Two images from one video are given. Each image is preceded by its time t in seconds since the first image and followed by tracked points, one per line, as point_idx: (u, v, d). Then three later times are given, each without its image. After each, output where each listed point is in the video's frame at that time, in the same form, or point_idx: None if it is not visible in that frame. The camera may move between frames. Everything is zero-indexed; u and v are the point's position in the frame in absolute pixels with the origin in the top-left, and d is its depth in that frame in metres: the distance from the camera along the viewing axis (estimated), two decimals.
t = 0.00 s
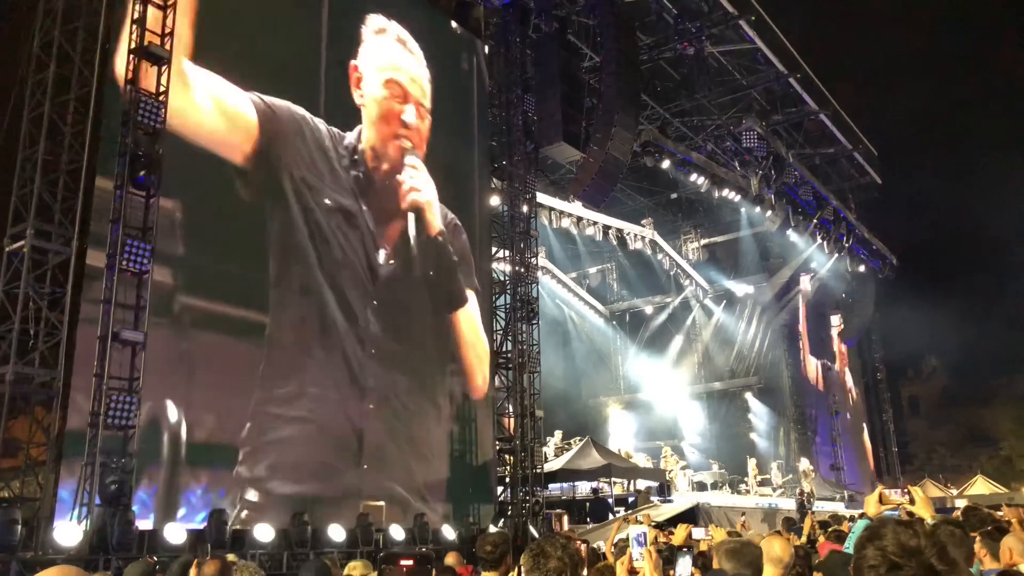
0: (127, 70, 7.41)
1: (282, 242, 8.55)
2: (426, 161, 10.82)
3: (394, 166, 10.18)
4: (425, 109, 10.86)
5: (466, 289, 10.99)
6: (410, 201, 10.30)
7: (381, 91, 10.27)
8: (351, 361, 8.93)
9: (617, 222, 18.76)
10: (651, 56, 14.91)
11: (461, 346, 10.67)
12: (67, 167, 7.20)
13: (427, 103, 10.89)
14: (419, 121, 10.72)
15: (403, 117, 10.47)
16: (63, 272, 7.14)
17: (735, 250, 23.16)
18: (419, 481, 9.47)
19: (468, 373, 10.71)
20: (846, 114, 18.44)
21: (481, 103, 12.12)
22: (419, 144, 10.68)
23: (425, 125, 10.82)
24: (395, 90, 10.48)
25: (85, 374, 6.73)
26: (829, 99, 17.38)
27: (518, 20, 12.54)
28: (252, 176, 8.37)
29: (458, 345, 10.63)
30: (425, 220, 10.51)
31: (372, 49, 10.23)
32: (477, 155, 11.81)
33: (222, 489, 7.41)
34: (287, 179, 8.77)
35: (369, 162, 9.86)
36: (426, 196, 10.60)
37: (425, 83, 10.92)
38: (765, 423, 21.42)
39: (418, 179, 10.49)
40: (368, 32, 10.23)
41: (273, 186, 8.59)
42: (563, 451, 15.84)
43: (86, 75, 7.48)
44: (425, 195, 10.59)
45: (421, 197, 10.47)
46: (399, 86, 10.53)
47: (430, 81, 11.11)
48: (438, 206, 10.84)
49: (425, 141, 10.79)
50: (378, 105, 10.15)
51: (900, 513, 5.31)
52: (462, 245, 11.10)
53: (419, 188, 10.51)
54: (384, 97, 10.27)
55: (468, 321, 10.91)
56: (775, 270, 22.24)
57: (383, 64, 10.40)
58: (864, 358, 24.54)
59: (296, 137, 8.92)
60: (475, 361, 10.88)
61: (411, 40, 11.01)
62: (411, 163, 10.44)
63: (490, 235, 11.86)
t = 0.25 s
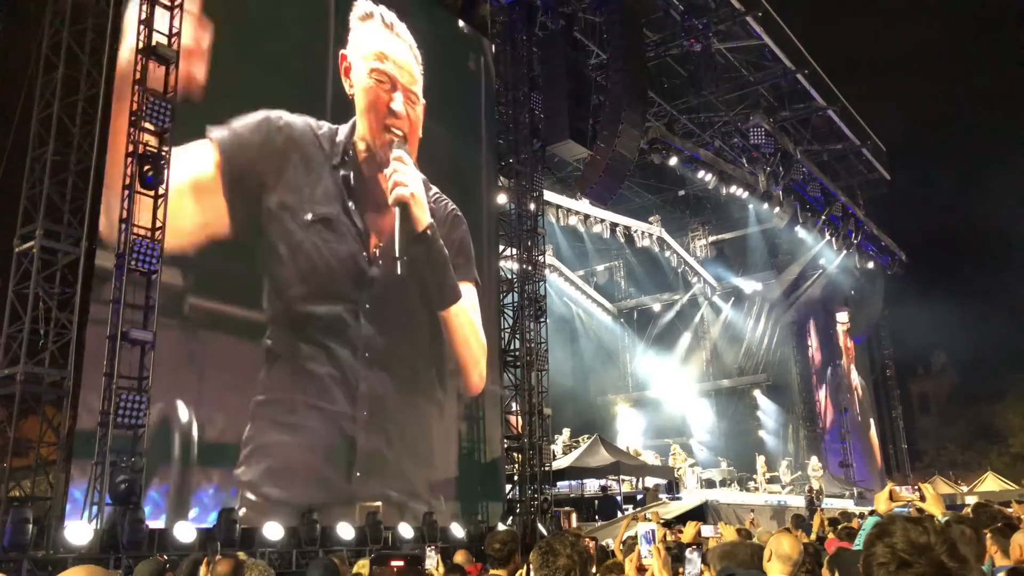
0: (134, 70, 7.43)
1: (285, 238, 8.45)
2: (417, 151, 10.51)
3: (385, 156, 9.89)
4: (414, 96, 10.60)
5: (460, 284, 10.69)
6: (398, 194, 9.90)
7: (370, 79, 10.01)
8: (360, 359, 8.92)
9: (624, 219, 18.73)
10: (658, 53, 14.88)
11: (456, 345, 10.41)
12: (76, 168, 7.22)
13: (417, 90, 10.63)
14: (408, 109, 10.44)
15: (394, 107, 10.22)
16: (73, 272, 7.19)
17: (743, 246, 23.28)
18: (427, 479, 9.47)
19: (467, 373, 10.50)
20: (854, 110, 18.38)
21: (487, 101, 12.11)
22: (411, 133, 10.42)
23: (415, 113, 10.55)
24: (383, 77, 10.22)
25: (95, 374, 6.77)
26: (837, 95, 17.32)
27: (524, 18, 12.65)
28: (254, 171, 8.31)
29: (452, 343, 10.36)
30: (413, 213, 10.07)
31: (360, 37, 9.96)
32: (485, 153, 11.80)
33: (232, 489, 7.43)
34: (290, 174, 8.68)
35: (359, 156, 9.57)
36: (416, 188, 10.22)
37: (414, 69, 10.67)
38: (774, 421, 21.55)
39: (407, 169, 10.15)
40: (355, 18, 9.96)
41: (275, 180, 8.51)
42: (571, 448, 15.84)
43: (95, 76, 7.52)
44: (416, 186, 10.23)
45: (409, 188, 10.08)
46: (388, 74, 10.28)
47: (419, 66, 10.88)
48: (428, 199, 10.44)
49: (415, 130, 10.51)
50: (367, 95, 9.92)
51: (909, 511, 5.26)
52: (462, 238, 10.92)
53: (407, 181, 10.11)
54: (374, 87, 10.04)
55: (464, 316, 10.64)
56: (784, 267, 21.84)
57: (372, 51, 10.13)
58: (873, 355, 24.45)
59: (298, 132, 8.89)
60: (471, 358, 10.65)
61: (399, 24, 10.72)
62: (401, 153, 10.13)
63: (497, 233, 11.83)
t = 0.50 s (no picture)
0: (136, 74, 7.46)
1: (289, 238, 8.52)
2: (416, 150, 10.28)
3: (382, 158, 9.70)
4: (412, 94, 10.23)
5: (462, 280, 10.66)
6: (397, 195, 9.71)
7: (367, 79, 9.74)
8: (364, 362, 8.91)
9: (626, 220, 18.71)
10: (660, 54, 14.86)
11: (459, 340, 10.37)
12: (79, 172, 7.24)
13: (415, 87, 10.27)
14: (407, 107, 10.12)
15: (394, 107, 9.91)
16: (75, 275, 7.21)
17: (746, 247, 23.19)
18: (430, 480, 9.46)
19: (468, 368, 10.46)
20: (856, 110, 18.37)
21: (489, 102, 12.10)
22: (411, 133, 10.14)
23: (414, 112, 10.24)
24: (381, 77, 9.89)
25: (98, 377, 6.79)
26: (839, 95, 17.31)
27: (525, 19, 12.52)
28: (265, 175, 8.46)
29: (455, 338, 10.31)
30: (413, 213, 9.93)
31: (354, 37, 9.72)
32: (487, 154, 11.81)
33: (238, 492, 7.49)
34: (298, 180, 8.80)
35: (357, 160, 9.45)
36: (415, 188, 10.04)
37: (412, 67, 10.33)
38: (776, 422, 21.56)
39: (406, 170, 9.92)
40: (348, 18, 9.71)
41: (279, 190, 8.60)
42: (574, 449, 15.83)
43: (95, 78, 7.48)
44: (414, 187, 10.04)
45: (409, 188, 9.89)
46: (386, 73, 9.96)
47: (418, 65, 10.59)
48: (427, 198, 10.33)
49: (414, 128, 10.23)
50: (364, 96, 9.67)
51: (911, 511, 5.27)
52: (463, 236, 10.84)
53: (406, 181, 9.89)
54: (372, 88, 9.76)
55: (467, 312, 10.57)
56: (786, 267, 22.04)
57: (368, 50, 9.84)
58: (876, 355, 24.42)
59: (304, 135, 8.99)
60: (474, 353, 10.60)
61: (394, 21, 10.42)
62: (400, 154, 9.90)
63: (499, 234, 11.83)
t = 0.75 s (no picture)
0: (135, 75, 7.46)
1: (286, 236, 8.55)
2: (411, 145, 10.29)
3: (378, 158, 9.70)
4: (405, 85, 10.23)
5: (460, 280, 10.62)
6: (394, 194, 9.73)
7: (360, 76, 9.71)
8: (363, 363, 8.92)
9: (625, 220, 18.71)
10: (658, 54, 14.86)
11: (458, 341, 10.36)
12: (77, 172, 7.23)
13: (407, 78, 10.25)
14: (400, 98, 10.10)
15: (387, 102, 9.90)
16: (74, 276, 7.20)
17: (745, 247, 23.17)
18: (429, 481, 9.45)
19: (467, 368, 10.45)
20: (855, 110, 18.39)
21: (487, 102, 12.11)
22: (403, 125, 10.12)
23: (407, 104, 10.22)
24: (374, 71, 9.86)
25: (97, 378, 6.78)
26: (838, 95, 17.32)
27: (524, 20, 12.50)
28: (264, 175, 8.48)
29: (454, 339, 10.29)
30: (410, 211, 9.94)
31: (346, 36, 9.67)
32: (487, 155, 11.81)
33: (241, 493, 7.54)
34: (295, 179, 8.81)
35: (353, 163, 9.44)
36: (411, 185, 10.05)
37: (402, 60, 10.31)
38: (775, 422, 21.53)
39: (402, 167, 9.94)
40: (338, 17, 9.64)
41: (277, 200, 8.59)
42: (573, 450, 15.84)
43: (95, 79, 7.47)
44: (411, 184, 10.05)
45: (405, 187, 9.90)
46: (378, 68, 9.92)
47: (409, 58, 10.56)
48: (424, 196, 10.34)
49: (409, 121, 10.22)
50: (358, 95, 9.64)
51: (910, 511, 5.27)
52: (462, 235, 10.85)
53: (402, 179, 9.90)
54: (365, 86, 9.72)
55: (466, 312, 10.55)
56: (785, 267, 22.03)
57: (359, 48, 9.80)
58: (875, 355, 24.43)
59: (301, 138, 8.99)
60: (474, 354, 10.60)
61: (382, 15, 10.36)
62: (395, 150, 9.90)
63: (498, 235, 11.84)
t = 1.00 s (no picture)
0: (134, 75, 7.46)
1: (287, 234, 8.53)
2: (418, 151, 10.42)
3: (385, 158, 9.80)
4: (414, 94, 10.46)
5: (464, 282, 10.65)
6: (396, 191, 9.79)
7: (372, 82, 9.90)
8: (362, 363, 8.92)
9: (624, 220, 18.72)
10: (657, 53, 14.86)
11: (458, 341, 10.37)
12: (76, 173, 7.22)
13: (416, 88, 10.49)
14: (408, 107, 10.32)
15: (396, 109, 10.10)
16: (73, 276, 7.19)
17: (744, 246, 23.20)
18: (428, 480, 9.45)
19: (468, 368, 10.45)
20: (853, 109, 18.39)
21: (486, 101, 12.10)
22: (411, 133, 10.31)
23: (415, 113, 10.44)
24: (383, 78, 10.06)
25: (95, 378, 6.77)
26: (837, 94, 17.32)
27: (523, 19, 12.45)
28: (263, 174, 8.44)
29: (454, 340, 10.30)
30: (411, 210, 9.95)
31: (358, 41, 9.85)
32: (487, 154, 11.82)
33: (243, 493, 7.53)
34: (302, 180, 8.82)
35: (364, 164, 9.55)
36: (416, 187, 10.13)
37: (414, 69, 10.57)
38: (774, 421, 21.46)
39: (405, 167, 10.00)
40: (352, 22, 9.82)
41: (283, 200, 8.59)
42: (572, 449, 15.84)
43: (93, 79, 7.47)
44: (414, 183, 10.09)
45: (407, 184, 9.95)
46: (389, 75, 10.15)
47: (419, 68, 10.80)
48: (428, 200, 10.38)
49: (417, 130, 10.42)
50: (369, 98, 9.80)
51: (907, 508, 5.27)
52: (467, 238, 10.89)
53: (404, 178, 9.96)
54: (376, 91, 9.92)
55: (466, 312, 10.58)
56: (784, 266, 21.95)
57: (371, 54, 10.00)
58: (874, 354, 24.44)
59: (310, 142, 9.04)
60: (474, 354, 10.59)
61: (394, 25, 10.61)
62: (401, 152, 10.02)
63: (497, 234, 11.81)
